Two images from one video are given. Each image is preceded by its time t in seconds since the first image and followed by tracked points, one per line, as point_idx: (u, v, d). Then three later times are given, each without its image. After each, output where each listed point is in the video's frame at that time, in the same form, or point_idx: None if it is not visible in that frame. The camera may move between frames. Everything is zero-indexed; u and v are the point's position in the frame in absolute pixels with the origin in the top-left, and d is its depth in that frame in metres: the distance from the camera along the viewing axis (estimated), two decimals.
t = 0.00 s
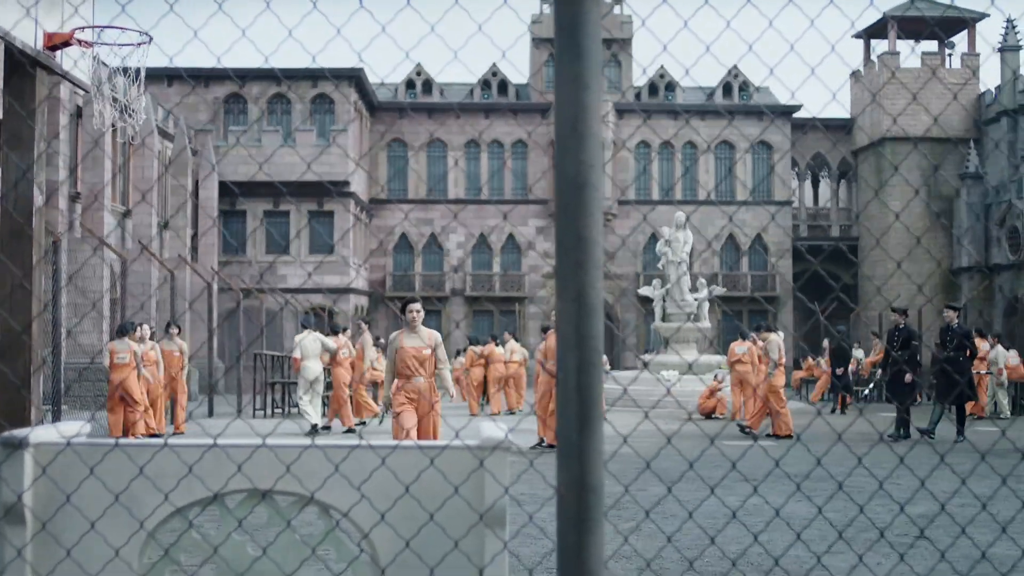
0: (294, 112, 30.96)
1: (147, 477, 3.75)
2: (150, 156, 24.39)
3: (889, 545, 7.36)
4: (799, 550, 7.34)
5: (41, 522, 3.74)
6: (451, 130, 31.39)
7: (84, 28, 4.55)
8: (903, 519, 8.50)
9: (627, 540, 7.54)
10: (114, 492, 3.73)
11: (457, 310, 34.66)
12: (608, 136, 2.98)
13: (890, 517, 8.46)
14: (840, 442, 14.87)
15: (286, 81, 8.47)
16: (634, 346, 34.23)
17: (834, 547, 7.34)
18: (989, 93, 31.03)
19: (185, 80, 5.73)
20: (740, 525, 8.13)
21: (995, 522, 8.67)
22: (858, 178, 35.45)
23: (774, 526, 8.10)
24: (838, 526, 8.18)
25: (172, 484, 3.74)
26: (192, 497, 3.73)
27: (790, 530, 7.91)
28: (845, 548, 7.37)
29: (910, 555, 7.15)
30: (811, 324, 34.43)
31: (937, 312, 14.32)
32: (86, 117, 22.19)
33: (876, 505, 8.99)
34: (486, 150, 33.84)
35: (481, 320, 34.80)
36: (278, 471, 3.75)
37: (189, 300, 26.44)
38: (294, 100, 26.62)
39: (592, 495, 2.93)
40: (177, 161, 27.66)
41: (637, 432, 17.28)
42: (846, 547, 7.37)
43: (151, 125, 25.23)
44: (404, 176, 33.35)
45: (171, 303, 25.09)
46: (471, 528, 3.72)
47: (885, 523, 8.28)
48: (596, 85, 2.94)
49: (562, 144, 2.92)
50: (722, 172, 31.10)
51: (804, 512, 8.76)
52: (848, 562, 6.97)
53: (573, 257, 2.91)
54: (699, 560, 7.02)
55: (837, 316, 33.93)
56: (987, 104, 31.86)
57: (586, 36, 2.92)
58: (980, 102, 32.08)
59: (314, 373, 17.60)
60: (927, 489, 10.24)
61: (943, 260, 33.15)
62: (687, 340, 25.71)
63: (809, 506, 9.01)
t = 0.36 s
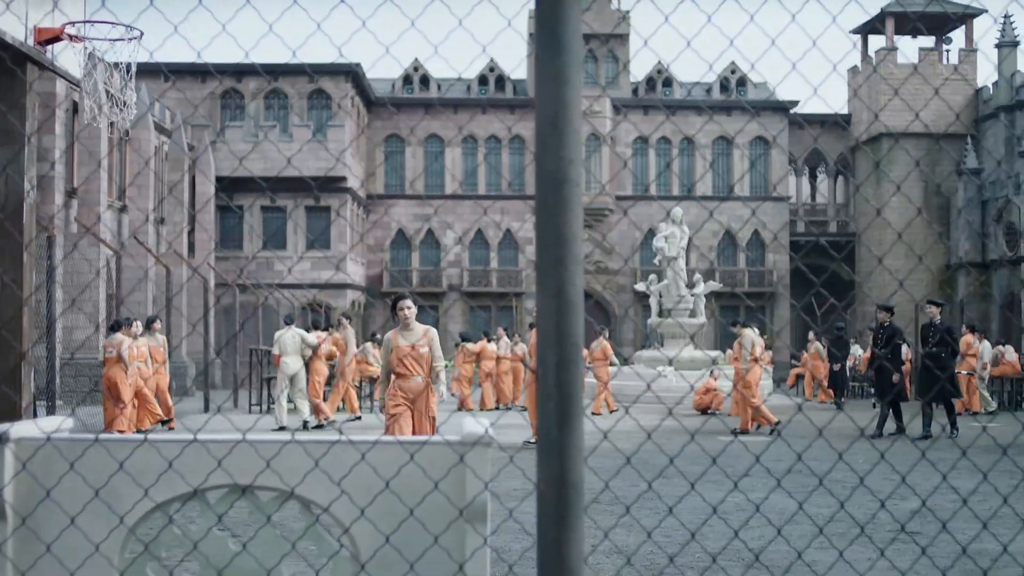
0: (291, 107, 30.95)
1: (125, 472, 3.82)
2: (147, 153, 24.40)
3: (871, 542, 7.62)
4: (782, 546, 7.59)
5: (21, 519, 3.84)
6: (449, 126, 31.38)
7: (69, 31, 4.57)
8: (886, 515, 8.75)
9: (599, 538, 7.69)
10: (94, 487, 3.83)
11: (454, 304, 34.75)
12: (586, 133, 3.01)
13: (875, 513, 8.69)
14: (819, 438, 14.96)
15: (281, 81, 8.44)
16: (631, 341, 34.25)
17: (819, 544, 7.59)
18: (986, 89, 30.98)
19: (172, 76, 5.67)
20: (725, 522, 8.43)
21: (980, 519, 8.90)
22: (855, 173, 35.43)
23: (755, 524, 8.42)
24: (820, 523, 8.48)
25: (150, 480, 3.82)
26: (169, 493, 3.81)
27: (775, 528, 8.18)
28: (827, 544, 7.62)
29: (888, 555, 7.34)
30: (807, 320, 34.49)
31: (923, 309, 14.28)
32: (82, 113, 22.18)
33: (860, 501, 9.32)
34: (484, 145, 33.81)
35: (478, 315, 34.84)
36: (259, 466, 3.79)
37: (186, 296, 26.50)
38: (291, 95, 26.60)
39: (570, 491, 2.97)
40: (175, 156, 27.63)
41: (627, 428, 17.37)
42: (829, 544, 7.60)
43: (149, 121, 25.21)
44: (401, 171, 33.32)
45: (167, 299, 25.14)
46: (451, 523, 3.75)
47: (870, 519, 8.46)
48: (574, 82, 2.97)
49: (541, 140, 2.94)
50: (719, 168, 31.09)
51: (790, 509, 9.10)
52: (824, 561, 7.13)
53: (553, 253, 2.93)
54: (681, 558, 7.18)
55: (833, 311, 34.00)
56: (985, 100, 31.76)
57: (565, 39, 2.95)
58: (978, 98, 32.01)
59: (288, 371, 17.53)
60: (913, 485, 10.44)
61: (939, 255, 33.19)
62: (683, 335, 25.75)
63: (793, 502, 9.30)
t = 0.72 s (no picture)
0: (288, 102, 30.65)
1: (106, 468, 3.84)
2: (143, 146, 24.11)
3: (890, 536, 7.32)
4: (801, 540, 7.35)
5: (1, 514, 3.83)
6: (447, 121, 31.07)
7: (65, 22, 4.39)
8: (903, 511, 8.47)
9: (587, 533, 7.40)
10: (74, 482, 3.83)
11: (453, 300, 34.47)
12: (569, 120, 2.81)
13: (891, 511, 8.38)
14: (801, 434, 14.77)
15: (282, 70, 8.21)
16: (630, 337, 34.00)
17: (838, 539, 7.35)
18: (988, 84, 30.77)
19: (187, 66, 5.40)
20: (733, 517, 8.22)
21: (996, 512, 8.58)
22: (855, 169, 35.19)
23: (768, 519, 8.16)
24: (830, 519, 8.20)
25: (132, 475, 3.84)
26: (151, 488, 3.84)
27: (787, 524, 7.91)
28: (845, 540, 7.36)
29: (908, 549, 7.04)
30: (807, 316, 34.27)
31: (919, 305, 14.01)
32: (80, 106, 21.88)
33: (875, 497, 9.10)
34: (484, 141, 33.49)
35: (477, 311, 34.56)
36: (239, 462, 3.84)
37: (181, 291, 26.21)
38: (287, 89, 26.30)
39: (552, 491, 2.76)
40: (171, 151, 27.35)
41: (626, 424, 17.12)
42: (849, 540, 7.29)
43: (145, 115, 24.90)
44: (400, 166, 33.03)
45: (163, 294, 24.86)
46: (431, 519, 3.86)
47: (883, 515, 8.20)
48: (554, 71, 2.78)
49: (520, 128, 2.75)
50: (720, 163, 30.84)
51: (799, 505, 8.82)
52: (846, 556, 6.84)
53: (534, 246, 2.74)
54: (702, 553, 6.87)
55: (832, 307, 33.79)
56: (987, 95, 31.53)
57: (545, 23, 2.76)
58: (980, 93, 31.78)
59: (275, 366, 17.37)
60: (924, 480, 10.18)
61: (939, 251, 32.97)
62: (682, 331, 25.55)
63: (807, 500, 9.02)
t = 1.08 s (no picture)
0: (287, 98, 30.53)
1: (85, 464, 3.58)
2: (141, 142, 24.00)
3: (872, 532, 7.25)
4: (785, 536, 7.30)
5: None
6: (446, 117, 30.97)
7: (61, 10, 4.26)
8: (888, 506, 8.48)
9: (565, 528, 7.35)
10: (52, 479, 3.58)
11: (451, 297, 34.38)
12: (545, 122, 2.96)
13: (874, 505, 8.39)
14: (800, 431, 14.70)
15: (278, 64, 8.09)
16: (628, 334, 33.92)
17: (821, 534, 7.31)
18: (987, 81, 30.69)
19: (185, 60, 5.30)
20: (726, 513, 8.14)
21: (982, 508, 8.52)
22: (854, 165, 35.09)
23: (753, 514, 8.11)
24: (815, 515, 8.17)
25: (111, 472, 3.57)
26: (128, 485, 3.56)
27: (773, 520, 7.86)
28: (830, 534, 7.32)
29: (889, 544, 6.99)
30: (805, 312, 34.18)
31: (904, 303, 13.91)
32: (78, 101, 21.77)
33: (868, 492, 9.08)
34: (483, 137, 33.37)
35: (475, 308, 34.46)
36: (218, 458, 3.56)
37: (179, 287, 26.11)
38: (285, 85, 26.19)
39: (531, 480, 2.91)
40: (169, 147, 27.22)
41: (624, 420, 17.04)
42: (830, 535, 7.25)
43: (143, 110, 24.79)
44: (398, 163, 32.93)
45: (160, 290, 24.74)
46: (412, 516, 3.53)
47: (867, 511, 8.18)
48: (533, 70, 2.91)
49: (499, 125, 2.89)
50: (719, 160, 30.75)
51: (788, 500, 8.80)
52: (830, 552, 6.74)
53: (513, 243, 2.88)
54: (684, 549, 6.77)
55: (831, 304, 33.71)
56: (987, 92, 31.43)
57: (525, 24, 2.90)
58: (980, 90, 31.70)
59: (268, 363, 17.31)
60: (910, 478, 10.16)
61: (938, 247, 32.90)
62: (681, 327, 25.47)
63: (794, 495, 9.01)
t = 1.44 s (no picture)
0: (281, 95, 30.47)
1: (62, 461, 3.57)
2: (135, 139, 23.95)
3: (857, 529, 7.26)
4: (768, 534, 7.29)
5: None
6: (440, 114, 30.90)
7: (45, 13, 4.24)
8: (873, 504, 8.48)
9: (543, 525, 7.34)
10: (29, 476, 3.58)
11: (446, 294, 34.40)
12: (524, 118, 2.93)
13: (857, 502, 8.40)
14: (791, 429, 14.71)
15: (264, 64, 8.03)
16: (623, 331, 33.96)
17: (802, 532, 7.30)
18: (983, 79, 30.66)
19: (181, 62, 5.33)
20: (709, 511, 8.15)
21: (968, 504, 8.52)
22: (848, 163, 35.09)
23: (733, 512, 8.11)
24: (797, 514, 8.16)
25: (88, 469, 3.57)
26: (108, 482, 3.55)
27: (751, 517, 7.86)
28: (812, 533, 7.31)
29: (866, 542, 6.99)
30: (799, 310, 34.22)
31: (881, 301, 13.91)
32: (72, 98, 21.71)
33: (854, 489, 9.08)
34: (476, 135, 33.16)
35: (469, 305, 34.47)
36: (194, 455, 3.57)
37: (172, 285, 26.10)
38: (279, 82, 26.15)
39: (507, 478, 2.90)
40: (164, 144, 27.20)
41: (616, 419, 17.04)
42: (806, 533, 7.23)
43: (137, 107, 24.74)
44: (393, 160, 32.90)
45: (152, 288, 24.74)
46: (388, 513, 3.54)
47: (849, 509, 8.17)
48: (510, 67, 2.89)
49: (476, 123, 2.87)
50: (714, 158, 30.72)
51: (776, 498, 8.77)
52: (801, 549, 6.70)
53: (488, 242, 2.87)
54: (658, 547, 6.74)
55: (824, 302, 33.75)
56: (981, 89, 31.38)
57: (502, 23, 2.88)
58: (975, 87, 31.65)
59: (254, 358, 17.41)
60: (901, 475, 10.19)
61: (931, 245, 32.90)
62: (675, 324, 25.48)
63: (777, 492, 9.03)
